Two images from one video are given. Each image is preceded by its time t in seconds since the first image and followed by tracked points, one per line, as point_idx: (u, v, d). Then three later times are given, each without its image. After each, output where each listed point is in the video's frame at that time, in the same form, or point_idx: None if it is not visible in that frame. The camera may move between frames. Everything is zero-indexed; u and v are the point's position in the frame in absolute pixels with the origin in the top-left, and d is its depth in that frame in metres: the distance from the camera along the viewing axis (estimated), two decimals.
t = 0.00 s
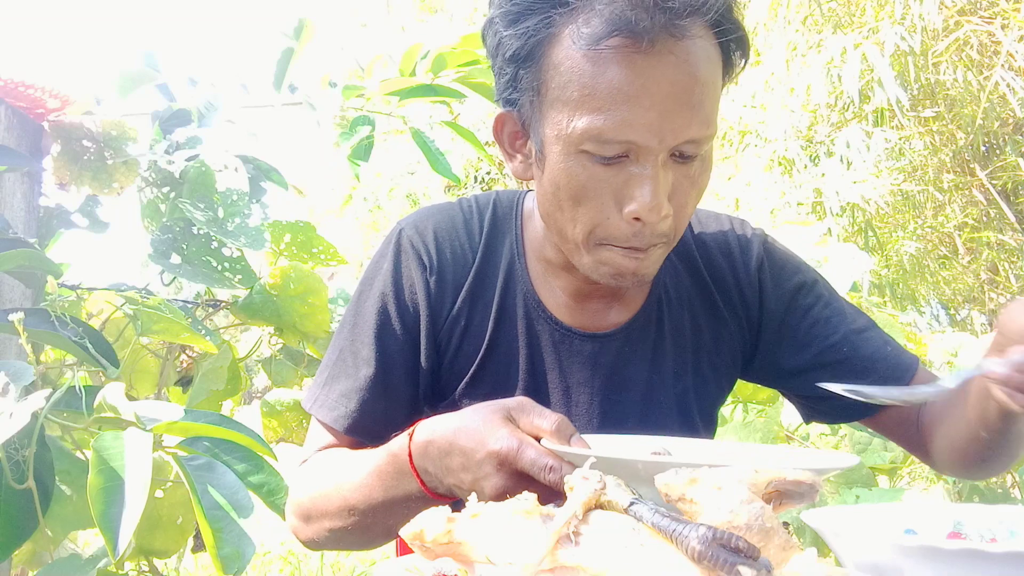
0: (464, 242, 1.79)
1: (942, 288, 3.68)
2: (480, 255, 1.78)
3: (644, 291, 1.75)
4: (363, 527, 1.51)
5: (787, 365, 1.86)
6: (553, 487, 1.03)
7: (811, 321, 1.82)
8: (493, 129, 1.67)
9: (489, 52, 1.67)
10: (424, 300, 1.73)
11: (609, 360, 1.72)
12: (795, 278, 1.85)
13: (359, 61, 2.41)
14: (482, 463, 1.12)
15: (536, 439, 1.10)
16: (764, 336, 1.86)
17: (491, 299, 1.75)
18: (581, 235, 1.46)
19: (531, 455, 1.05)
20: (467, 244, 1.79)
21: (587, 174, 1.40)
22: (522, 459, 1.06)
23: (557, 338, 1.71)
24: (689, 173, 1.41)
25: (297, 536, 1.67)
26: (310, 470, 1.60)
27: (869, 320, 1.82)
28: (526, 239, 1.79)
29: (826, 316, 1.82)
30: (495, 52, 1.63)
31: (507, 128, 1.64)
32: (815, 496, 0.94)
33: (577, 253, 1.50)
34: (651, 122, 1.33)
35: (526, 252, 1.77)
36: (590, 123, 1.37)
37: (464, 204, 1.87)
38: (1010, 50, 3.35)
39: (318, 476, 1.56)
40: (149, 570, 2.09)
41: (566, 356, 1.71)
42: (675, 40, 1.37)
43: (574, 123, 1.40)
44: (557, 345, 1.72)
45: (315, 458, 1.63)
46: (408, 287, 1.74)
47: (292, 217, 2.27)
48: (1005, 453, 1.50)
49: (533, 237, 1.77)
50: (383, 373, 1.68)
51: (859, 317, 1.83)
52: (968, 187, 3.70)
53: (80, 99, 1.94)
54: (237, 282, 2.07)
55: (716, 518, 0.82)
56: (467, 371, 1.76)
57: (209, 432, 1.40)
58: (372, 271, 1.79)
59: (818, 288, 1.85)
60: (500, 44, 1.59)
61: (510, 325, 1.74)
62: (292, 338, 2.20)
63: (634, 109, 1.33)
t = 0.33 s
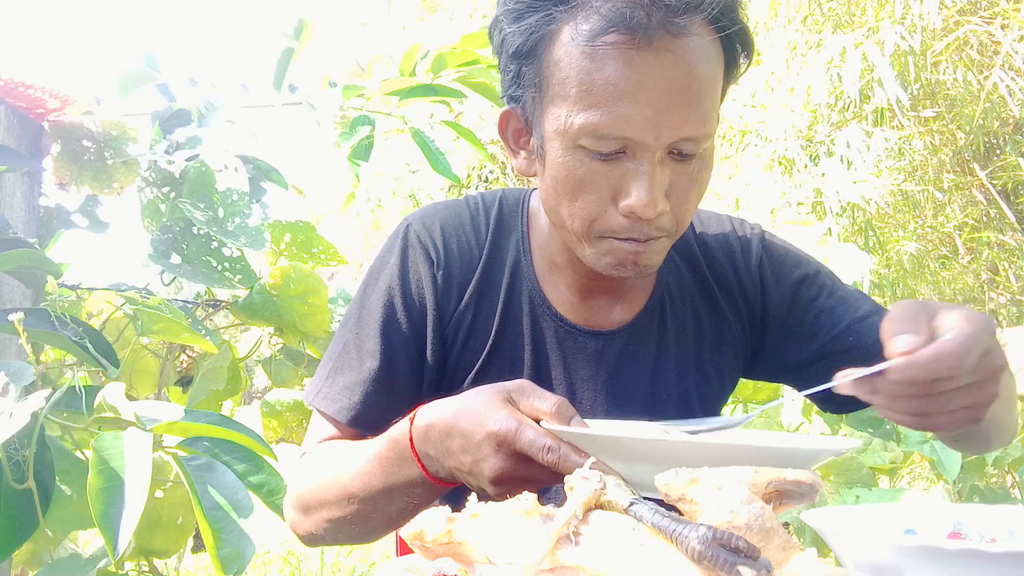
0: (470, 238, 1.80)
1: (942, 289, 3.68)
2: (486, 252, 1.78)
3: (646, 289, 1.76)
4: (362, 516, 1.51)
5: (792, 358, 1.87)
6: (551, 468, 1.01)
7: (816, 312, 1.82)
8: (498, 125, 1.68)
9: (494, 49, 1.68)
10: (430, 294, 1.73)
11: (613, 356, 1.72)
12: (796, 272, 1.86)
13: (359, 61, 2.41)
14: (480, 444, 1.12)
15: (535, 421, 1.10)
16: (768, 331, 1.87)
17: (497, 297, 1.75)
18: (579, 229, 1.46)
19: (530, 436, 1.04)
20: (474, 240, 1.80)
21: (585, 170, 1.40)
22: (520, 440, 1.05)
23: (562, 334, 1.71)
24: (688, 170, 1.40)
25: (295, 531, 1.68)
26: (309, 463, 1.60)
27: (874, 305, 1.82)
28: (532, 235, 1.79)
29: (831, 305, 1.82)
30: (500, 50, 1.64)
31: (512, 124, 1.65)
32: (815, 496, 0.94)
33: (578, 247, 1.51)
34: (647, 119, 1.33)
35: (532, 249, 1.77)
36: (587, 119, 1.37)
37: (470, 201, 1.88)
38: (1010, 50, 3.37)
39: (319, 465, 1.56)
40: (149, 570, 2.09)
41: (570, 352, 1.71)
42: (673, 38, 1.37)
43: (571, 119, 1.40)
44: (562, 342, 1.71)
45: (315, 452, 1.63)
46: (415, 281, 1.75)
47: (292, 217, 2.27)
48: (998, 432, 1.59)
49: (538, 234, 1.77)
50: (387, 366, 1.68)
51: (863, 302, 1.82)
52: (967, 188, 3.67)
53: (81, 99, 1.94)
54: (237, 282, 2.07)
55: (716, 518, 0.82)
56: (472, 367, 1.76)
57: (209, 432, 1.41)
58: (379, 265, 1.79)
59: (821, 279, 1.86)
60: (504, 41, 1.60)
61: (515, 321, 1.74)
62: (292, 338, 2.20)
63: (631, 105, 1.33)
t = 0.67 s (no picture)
0: (467, 241, 1.80)
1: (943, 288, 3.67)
2: (483, 255, 1.78)
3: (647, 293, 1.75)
4: (361, 523, 1.51)
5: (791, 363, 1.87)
6: (542, 481, 1.03)
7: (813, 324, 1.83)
8: (495, 132, 1.68)
9: (487, 56, 1.69)
10: (427, 299, 1.74)
11: (611, 358, 1.72)
12: (798, 280, 1.87)
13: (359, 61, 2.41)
14: (472, 458, 1.11)
15: (525, 432, 1.11)
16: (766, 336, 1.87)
17: (494, 300, 1.75)
18: (585, 226, 1.45)
19: (519, 450, 1.05)
20: (470, 243, 1.79)
21: (588, 162, 1.40)
22: (511, 454, 1.05)
23: (560, 337, 1.71)
24: (690, 158, 1.40)
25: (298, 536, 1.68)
26: (310, 468, 1.61)
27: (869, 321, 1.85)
28: (529, 238, 1.78)
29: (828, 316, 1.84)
30: (494, 55, 1.66)
31: (509, 129, 1.65)
32: (815, 496, 0.94)
33: (582, 248, 1.49)
34: (648, 104, 1.34)
35: (529, 252, 1.77)
36: (588, 109, 1.38)
37: (467, 203, 1.87)
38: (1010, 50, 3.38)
39: (319, 472, 1.57)
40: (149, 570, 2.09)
41: (568, 355, 1.71)
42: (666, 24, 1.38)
43: (572, 111, 1.41)
44: (560, 345, 1.71)
45: (317, 456, 1.63)
46: (412, 286, 1.75)
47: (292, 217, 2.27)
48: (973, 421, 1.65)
49: (536, 237, 1.77)
50: (386, 370, 1.68)
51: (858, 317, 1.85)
52: (967, 188, 3.70)
53: (81, 99, 1.95)
54: (237, 282, 2.07)
55: (716, 518, 0.82)
56: (469, 371, 1.75)
57: (209, 431, 1.40)
58: (376, 269, 1.79)
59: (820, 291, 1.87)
60: (498, 45, 1.62)
61: (513, 323, 1.74)
62: (292, 338, 2.20)
63: (631, 91, 1.34)
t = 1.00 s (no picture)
0: (467, 242, 1.79)
1: (943, 289, 3.66)
2: (482, 254, 1.78)
3: (645, 285, 1.77)
4: (369, 525, 1.51)
5: (791, 363, 1.86)
6: (555, 479, 1.02)
7: (811, 320, 1.83)
8: (488, 127, 1.68)
9: (476, 52, 1.70)
10: (428, 299, 1.74)
11: (611, 356, 1.72)
12: (794, 279, 1.86)
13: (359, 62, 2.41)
14: (482, 457, 1.12)
15: (536, 432, 1.11)
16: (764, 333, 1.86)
17: (494, 298, 1.75)
18: (583, 213, 1.45)
19: (531, 448, 1.05)
20: (470, 244, 1.79)
21: (584, 147, 1.40)
22: (523, 452, 1.05)
23: (560, 335, 1.71)
24: (685, 140, 1.41)
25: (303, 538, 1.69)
26: (315, 471, 1.62)
27: (867, 321, 1.83)
28: (528, 237, 1.79)
29: (826, 316, 1.83)
30: (483, 51, 1.66)
31: (502, 124, 1.65)
32: (815, 496, 0.94)
33: (583, 233, 1.48)
34: (639, 87, 1.35)
35: (528, 251, 1.77)
36: (581, 95, 1.39)
37: (465, 204, 1.87)
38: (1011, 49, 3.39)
39: (325, 474, 1.57)
40: (149, 570, 2.09)
41: (568, 353, 1.71)
42: (653, 9, 1.39)
43: (565, 98, 1.42)
44: (560, 343, 1.71)
45: (321, 459, 1.63)
46: (413, 287, 1.75)
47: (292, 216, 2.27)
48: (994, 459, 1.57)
49: (535, 237, 1.77)
50: (387, 372, 1.68)
51: (857, 318, 1.84)
52: (968, 188, 3.69)
53: (81, 99, 1.95)
54: (237, 282, 2.07)
55: (715, 518, 0.82)
56: (470, 369, 1.75)
57: (208, 431, 1.40)
58: (376, 271, 1.79)
59: (818, 290, 1.86)
60: (487, 41, 1.62)
61: (514, 321, 1.74)
62: (293, 338, 2.20)
63: (622, 74, 1.35)
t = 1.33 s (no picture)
0: (465, 242, 1.79)
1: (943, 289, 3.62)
2: (481, 254, 1.78)
3: (643, 285, 1.77)
4: (363, 524, 1.52)
5: (789, 365, 1.86)
6: (547, 483, 1.03)
7: (809, 322, 1.83)
8: (488, 121, 1.68)
9: (478, 46, 1.70)
10: (425, 298, 1.74)
11: (609, 356, 1.72)
12: (794, 279, 1.85)
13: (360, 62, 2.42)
14: (476, 459, 1.12)
15: (530, 435, 1.11)
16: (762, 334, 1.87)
17: (491, 298, 1.75)
18: (581, 207, 1.44)
19: (524, 451, 1.06)
20: (468, 243, 1.79)
21: (583, 139, 1.40)
22: (516, 455, 1.06)
23: (557, 335, 1.71)
24: (685, 136, 1.41)
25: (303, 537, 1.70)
26: (310, 468, 1.61)
27: (869, 322, 1.82)
28: (527, 237, 1.79)
29: (825, 316, 1.82)
30: (485, 45, 1.66)
31: (502, 117, 1.65)
32: (815, 496, 0.94)
33: (579, 228, 1.47)
34: (639, 79, 1.35)
35: (526, 251, 1.77)
36: (582, 87, 1.39)
37: (465, 203, 1.87)
38: (1011, 49, 3.44)
39: (318, 472, 1.58)
40: (149, 570, 2.09)
41: (565, 353, 1.71)
42: (655, 4, 1.40)
43: (565, 90, 1.42)
44: (556, 342, 1.72)
45: (320, 455, 1.62)
46: (411, 286, 1.75)
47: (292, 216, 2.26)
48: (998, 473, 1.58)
49: (534, 236, 1.77)
50: (384, 370, 1.68)
51: (861, 320, 1.82)
52: (968, 187, 3.71)
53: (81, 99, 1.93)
54: (237, 282, 2.07)
55: (716, 518, 0.82)
56: (467, 369, 1.75)
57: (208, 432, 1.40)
58: (375, 269, 1.80)
59: (818, 289, 1.85)
60: (488, 34, 1.63)
61: (512, 321, 1.74)
62: (293, 338, 2.20)
63: (623, 66, 1.36)
